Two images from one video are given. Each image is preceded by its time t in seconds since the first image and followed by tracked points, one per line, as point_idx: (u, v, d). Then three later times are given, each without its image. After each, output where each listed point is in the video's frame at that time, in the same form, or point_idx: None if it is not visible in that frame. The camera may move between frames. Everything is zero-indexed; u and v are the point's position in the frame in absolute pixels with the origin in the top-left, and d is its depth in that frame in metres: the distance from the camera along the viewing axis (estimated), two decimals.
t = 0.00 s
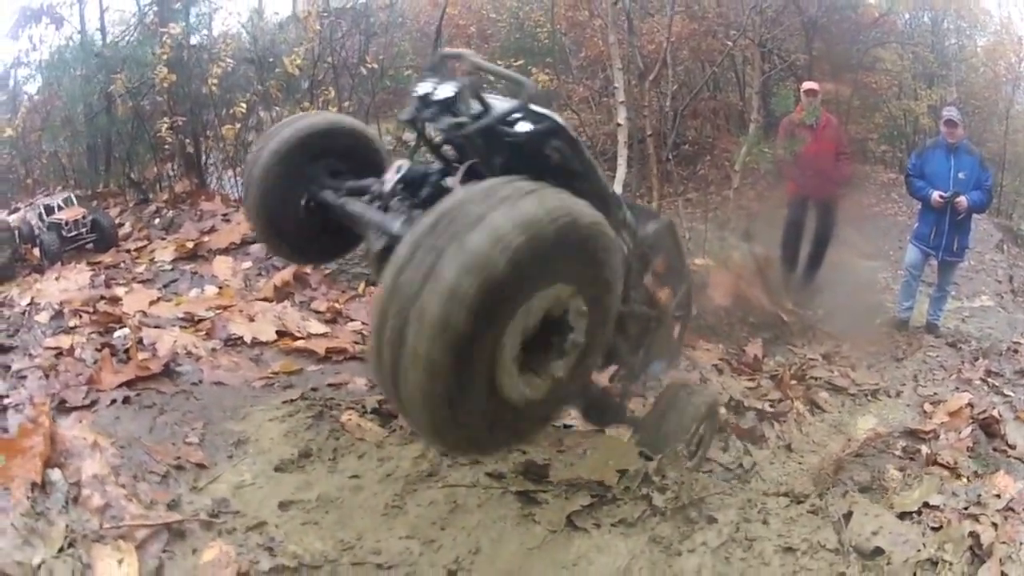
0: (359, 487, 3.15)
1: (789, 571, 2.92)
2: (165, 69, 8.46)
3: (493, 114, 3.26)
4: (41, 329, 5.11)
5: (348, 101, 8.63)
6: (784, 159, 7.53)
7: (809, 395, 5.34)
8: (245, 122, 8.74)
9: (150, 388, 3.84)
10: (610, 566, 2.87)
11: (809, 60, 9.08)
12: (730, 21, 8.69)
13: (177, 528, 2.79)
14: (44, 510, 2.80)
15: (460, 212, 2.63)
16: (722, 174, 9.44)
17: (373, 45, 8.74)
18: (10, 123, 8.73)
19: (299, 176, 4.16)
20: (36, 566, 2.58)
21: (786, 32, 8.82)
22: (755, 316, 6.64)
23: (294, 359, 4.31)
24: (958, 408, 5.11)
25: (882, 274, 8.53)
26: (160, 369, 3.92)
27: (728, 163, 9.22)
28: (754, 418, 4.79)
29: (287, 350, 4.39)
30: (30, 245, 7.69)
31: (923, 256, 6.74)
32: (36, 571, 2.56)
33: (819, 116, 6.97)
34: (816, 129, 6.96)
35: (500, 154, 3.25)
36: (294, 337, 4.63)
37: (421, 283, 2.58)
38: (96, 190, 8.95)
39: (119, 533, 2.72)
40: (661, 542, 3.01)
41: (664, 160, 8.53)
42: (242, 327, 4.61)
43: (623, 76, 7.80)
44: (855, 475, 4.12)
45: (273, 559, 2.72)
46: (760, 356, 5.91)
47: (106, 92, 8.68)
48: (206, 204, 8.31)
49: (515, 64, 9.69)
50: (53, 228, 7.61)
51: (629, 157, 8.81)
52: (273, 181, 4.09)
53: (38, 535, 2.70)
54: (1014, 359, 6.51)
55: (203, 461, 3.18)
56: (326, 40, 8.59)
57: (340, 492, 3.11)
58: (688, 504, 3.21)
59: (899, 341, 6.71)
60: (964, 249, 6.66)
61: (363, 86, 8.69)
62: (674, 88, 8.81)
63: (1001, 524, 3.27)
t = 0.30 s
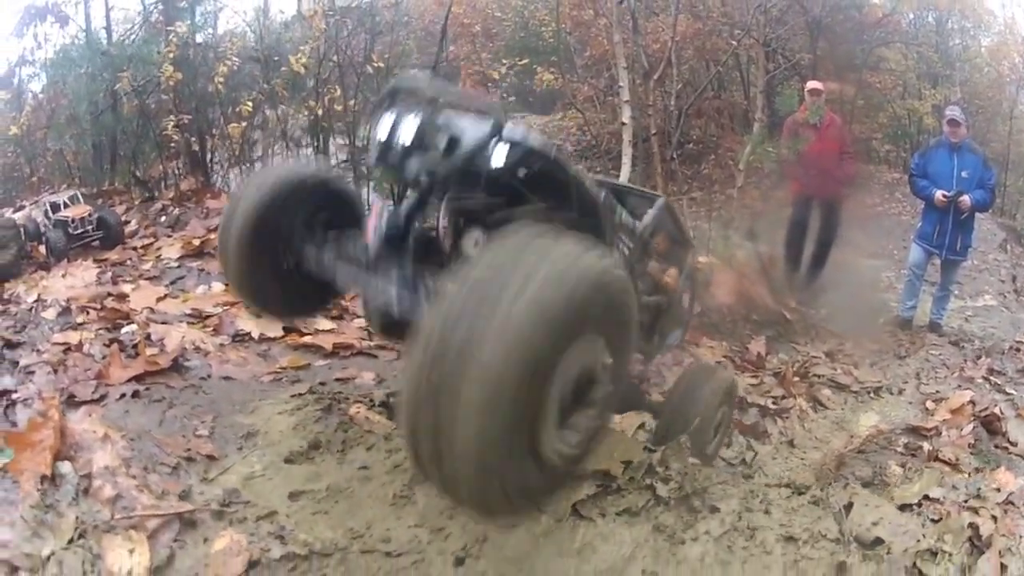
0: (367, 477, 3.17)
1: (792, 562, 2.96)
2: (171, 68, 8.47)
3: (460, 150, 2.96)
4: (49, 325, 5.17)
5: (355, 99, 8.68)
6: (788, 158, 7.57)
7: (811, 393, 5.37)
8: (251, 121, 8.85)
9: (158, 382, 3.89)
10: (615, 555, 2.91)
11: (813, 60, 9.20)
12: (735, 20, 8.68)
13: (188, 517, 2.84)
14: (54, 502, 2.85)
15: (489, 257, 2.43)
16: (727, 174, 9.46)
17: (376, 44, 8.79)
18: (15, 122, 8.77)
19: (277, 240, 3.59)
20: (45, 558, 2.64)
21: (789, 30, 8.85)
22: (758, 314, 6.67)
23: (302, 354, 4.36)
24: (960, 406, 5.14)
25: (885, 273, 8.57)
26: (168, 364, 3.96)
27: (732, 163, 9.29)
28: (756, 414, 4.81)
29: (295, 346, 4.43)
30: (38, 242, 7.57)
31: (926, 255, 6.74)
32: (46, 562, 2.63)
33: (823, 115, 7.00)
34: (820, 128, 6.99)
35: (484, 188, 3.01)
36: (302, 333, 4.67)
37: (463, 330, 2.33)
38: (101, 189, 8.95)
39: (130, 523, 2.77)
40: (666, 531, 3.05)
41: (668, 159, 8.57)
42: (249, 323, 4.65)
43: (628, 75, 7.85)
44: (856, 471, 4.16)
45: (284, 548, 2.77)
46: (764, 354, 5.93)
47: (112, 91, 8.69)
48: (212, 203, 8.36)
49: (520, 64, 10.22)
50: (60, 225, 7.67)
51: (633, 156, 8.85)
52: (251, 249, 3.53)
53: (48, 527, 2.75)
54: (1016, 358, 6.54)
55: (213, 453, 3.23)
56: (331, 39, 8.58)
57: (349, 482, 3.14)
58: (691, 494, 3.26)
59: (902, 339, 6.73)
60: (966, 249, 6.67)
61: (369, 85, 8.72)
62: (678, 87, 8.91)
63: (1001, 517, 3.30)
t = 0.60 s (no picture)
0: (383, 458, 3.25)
1: (792, 542, 3.48)
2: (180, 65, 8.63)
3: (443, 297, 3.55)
4: (61, 315, 5.27)
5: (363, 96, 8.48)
6: (792, 154, 7.60)
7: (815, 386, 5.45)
8: (259, 117, 8.88)
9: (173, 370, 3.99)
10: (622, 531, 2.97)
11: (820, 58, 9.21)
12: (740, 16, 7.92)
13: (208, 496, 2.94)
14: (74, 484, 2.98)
15: (527, 440, 3.03)
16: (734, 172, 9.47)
17: (385, 40, 8.57)
18: (20, 118, 7.79)
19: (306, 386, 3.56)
20: (56, 541, 3.26)
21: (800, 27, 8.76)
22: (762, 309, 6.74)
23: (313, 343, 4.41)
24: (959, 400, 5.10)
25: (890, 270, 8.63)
26: (180, 352, 4.49)
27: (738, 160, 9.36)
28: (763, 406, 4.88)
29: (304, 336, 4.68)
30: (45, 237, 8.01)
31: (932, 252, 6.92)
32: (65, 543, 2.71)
33: (828, 112, 7.07)
34: (826, 124, 7.09)
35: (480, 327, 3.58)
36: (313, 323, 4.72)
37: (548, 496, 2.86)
38: (107, 186, 8.77)
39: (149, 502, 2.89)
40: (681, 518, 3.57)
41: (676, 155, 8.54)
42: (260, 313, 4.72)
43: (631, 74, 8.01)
44: (860, 461, 4.23)
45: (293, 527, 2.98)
46: (768, 347, 5.90)
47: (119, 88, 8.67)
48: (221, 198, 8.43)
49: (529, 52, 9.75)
50: (69, 220, 7.95)
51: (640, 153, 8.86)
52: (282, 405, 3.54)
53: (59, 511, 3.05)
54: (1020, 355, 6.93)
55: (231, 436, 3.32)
56: (337, 35, 8.78)
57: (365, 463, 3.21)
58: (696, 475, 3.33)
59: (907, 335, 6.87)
60: (971, 246, 6.74)
61: (377, 81, 8.49)
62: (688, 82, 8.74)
63: (1001, 504, 3.74)
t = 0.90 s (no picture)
0: (394, 438, 3.19)
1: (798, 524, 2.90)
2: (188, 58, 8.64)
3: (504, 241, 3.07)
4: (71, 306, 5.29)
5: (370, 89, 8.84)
6: (799, 150, 7.57)
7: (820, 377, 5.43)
8: (265, 112, 8.99)
9: (182, 355, 3.99)
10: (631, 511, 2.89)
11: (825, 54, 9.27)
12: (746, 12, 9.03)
13: (218, 475, 2.93)
14: (82, 466, 2.99)
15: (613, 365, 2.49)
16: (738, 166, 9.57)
17: (392, 34, 8.82)
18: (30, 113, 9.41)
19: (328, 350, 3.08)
20: (70, 520, 2.73)
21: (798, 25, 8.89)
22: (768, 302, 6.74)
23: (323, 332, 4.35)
24: (965, 394, 5.22)
25: (895, 267, 8.65)
26: (192, 339, 4.05)
27: (744, 155, 9.41)
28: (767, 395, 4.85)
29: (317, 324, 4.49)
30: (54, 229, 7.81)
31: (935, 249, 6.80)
32: (71, 524, 2.71)
33: (833, 108, 7.05)
34: (830, 120, 7.03)
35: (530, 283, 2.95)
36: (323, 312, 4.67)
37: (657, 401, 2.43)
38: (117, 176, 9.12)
39: (160, 481, 2.88)
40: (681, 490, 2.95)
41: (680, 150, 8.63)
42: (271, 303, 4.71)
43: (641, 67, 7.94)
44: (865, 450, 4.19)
45: (315, 500, 2.80)
46: (774, 340, 5.97)
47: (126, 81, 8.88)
48: (229, 189, 8.44)
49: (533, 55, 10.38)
50: (77, 212, 7.79)
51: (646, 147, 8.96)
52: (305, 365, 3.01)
53: (74, 489, 2.88)
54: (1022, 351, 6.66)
55: (241, 418, 3.31)
56: (343, 28, 8.62)
57: (376, 443, 3.16)
58: (704, 454, 3.25)
59: (910, 332, 6.81)
60: (977, 242, 6.72)
61: (385, 74, 8.90)
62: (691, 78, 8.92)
63: (1003, 492, 3.38)
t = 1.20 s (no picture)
0: (403, 416, 3.05)
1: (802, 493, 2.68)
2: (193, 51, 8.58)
3: (602, 198, 3.04)
4: (81, 296, 5.34)
5: (375, 83, 8.90)
6: (802, 142, 7.57)
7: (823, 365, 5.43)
8: (271, 105, 9.02)
9: (193, 341, 4.01)
10: (635, 485, 2.65)
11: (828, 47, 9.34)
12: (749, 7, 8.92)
13: (233, 453, 2.93)
14: (95, 447, 3.02)
15: (721, 321, 2.55)
16: (741, 160, 9.72)
17: (397, 28, 8.85)
18: (36, 109, 9.76)
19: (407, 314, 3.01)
20: (82, 501, 2.77)
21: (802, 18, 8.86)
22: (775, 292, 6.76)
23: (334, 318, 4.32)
24: (968, 383, 5.26)
25: (898, 260, 8.68)
26: (203, 325, 4.07)
27: (748, 148, 9.47)
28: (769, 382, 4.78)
29: (327, 310, 4.47)
30: (61, 223, 7.84)
31: (937, 243, 6.66)
32: (84, 504, 2.75)
33: (836, 101, 6.98)
34: (834, 113, 6.94)
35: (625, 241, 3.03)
36: (332, 300, 4.65)
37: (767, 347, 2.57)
38: (124, 171, 9.15)
39: (175, 459, 2.90)
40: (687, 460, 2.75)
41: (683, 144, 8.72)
42: (280, 290, 4.65)
43: (645, 60, 8.00)
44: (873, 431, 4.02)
45: (330, 474, 2.76)
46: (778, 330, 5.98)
47: (133, 75, 9.02)
48: (236, 182, 8.46)
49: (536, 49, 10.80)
50: (85, 205, 7.87)
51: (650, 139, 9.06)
52: (391, 327, 2.92)
53: (87, 471, 2.92)
54: None
55: (255, 399, 3.30)
56: (349, 21, 8.70)
57: (387, 422, 3.02)
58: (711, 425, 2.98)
59: (912, 324, 6.81)
60: (977, 236, 6.61)
61: (389, 67, 8.94)
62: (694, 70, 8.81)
63: (1006, 473, 3.43)
